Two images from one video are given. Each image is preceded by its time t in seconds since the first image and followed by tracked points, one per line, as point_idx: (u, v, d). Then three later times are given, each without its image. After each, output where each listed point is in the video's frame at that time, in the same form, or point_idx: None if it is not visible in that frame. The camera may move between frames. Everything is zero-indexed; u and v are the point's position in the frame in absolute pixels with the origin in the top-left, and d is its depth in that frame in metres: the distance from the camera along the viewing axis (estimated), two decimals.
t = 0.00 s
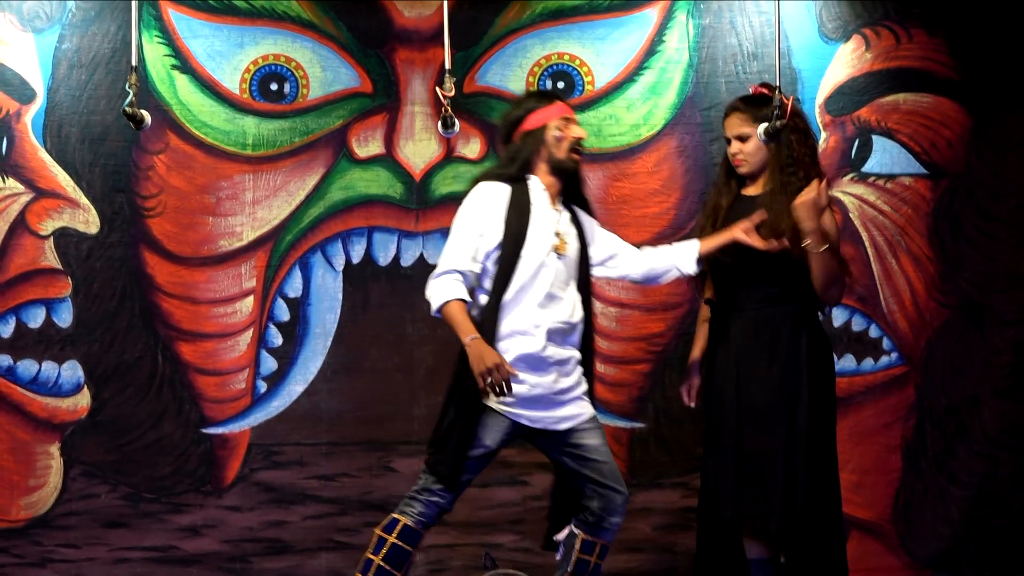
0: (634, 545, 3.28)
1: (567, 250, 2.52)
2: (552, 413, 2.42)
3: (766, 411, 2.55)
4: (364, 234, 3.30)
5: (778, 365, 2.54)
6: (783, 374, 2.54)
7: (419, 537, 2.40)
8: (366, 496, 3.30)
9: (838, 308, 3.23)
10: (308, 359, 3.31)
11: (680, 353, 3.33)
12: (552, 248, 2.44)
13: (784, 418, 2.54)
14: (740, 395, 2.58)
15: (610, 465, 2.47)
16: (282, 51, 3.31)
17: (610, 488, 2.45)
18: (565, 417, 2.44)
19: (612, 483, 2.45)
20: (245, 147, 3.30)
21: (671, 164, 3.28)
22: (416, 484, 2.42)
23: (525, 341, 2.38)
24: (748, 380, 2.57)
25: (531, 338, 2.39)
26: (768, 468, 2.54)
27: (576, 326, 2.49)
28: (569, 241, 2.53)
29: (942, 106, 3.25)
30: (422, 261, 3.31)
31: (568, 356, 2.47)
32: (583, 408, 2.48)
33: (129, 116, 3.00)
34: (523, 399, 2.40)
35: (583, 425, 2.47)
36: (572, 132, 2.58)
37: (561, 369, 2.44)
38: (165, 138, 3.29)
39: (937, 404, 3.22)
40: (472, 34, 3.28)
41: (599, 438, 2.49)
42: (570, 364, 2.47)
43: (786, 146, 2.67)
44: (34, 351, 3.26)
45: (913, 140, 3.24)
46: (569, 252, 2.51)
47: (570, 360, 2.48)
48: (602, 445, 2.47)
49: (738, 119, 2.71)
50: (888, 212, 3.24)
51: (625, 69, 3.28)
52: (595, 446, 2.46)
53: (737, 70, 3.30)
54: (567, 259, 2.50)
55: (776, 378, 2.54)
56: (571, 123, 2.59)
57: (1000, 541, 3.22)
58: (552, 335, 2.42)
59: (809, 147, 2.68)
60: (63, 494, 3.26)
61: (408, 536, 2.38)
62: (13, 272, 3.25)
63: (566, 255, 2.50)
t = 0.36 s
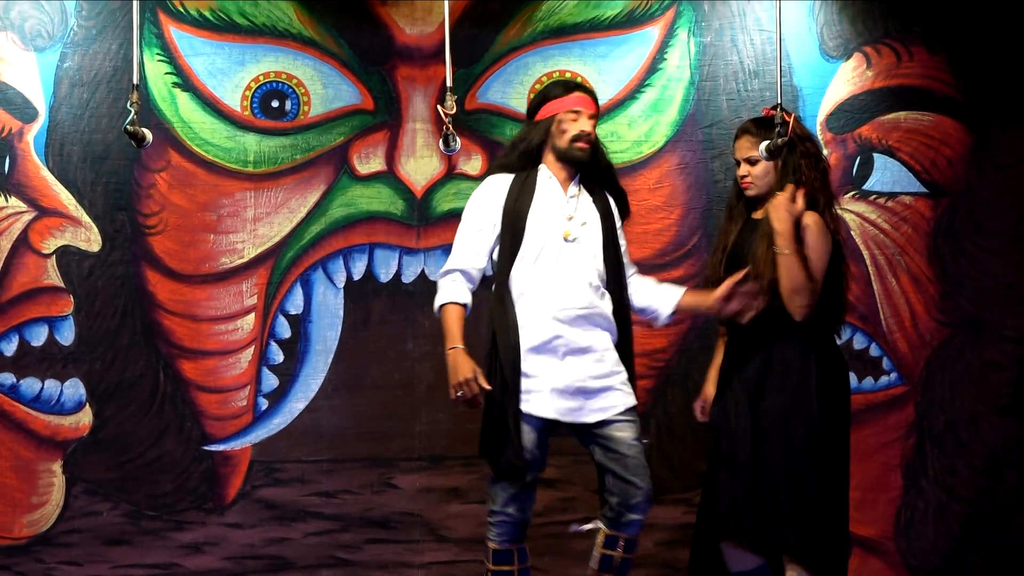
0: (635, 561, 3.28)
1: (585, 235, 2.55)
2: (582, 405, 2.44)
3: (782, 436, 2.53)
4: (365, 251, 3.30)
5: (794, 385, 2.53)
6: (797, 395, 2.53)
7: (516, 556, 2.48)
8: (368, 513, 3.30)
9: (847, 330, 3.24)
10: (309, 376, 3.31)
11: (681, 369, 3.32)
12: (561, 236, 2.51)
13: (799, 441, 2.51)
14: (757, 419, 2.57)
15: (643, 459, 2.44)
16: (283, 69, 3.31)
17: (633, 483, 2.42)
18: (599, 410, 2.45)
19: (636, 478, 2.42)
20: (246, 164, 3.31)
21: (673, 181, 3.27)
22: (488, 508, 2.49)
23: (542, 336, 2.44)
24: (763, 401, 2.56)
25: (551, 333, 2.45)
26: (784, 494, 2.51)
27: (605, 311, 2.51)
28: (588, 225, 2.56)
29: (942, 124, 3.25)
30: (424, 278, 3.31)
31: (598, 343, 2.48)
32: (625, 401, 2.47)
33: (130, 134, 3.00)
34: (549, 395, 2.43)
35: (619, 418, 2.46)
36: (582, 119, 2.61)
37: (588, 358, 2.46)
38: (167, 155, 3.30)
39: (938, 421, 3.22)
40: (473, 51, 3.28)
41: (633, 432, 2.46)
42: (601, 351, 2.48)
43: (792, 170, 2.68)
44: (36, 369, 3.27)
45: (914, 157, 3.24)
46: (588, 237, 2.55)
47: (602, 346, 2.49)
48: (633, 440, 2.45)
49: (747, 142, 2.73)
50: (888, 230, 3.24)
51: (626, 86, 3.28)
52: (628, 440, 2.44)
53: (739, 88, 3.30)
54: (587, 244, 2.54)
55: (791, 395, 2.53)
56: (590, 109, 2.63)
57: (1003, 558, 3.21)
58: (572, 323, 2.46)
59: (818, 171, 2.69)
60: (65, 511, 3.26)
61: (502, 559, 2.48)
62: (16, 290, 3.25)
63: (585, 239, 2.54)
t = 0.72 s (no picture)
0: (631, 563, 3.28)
1: (600, 246, 2.48)
2: (603, 420, 2.40)
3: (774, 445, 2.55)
4: (362, 251, 3.29)
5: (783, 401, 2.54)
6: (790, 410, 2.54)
7: (525, 562, 2.51)
8: (364, 514, 3.29)
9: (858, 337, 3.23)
10: (305, 377, 3.30)
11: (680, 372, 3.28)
12: (562, 252, 2.53)
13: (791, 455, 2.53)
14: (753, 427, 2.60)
15: (686, 475, 2.40)
16: (280, 70, 3.30)
17: (682, 505, 2.41)
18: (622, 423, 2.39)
19: (683, 500, 2.40)
20: (243, 165, 3.30)
21: (670, 183, 3.27)
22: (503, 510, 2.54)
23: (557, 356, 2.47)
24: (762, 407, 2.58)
25: (565, 352, 2.46)
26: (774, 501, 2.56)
27: (628, 324, 2.42)
28: (603, 239, 2.49)
29: (941, 125, 3.24)
30: (420, 279, 3.30)
31: (617, 356, 2.40)
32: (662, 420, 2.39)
33: (127, 137, 3.10)
34: (564, 413, 2.43)
35: (652, 440, 2.40)
36: (564, 156, 2.57)
37: (605, 373, 2.40)
38: (163, 156, 3.30)
39: (936, 422, 3.21)
40: (470, 52, 3.28)
41: (672, 451, 2.40)
42: (624, 363, 2.40)
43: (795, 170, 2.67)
44: (32, 370, 3.27)
45: (912, 159, 3.23)
46: (602, 248, 2.48)
47: (622, 358, 2.40)
48: (674, 463, 2.39)
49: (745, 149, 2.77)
50: (886, 231, 3.24)
51: (624, 88, 3.28)
52: (662, 462, 2.39)
53: (736, 90, 3.30)
54: (601, 256, 2.47)
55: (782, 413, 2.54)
56: (577, 146, 2.54)
57: (1001, 560, 3.20)
58: (583, 341, 2.43)
59: (818, 171, 2.68)
60: (60, 513, 3.26)
61: (510, 563, 2.50)
62: (12, 292, 3.25)
63: (600, 251, 2.48)
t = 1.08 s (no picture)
0: (631, 565, 3.28)
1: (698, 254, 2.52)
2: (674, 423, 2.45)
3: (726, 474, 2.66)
4: (361, 253, 3.28)
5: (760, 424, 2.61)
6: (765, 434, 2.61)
7: (592, 560, 2.48)
8: (362, 516, 3.28)
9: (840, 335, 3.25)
10: (303, 379, 3.29)
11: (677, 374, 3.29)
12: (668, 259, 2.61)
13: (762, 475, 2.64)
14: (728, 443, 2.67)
15: (735, 495, 2.40)
16: (279, 70, 3.29)
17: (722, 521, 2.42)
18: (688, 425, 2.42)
19: (723, 516, 2.41)
20: (241, 166, 3.29)
21: (668, 186, 3.28)
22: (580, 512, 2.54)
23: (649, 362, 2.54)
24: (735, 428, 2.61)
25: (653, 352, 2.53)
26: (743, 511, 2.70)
27: (711, 333, 2.44)
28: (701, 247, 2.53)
29: (936, 130, 3.25)
30: (419, 281, 3.29)
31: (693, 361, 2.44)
32: (712, 428, 2.40)
33: (126, 138, 3.15)
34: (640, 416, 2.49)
35: (711, 449, 2.41)
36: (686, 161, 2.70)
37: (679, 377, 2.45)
38: (161, 157, 3.29)
39: (933, 426, 3.23)
40: (469, 53, 3.28)
41: (726, 465, 2.40)
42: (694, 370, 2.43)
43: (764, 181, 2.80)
44: (28, 371, 3.26)
45: (907, 164, 3.25)
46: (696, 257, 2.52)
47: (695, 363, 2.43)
48: (723, 475, 2.40)
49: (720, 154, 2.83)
50: (882, 237, 3.25)
51: (622, 89, 3.27)
52: (715, 476, 2.40)
53: (735, 91, 3.29)
54: (698, 266, 2.52)
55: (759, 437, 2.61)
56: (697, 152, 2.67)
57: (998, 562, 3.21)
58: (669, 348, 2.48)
59: (796, 185, 2.93)
60: (57, 514, 3.25)
61: (578, 558, 2.49)
62: (9, 292, 3.25)
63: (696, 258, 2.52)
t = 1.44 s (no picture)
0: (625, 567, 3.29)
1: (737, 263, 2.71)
2: (714, 428, 2.59)
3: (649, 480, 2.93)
4: (354, 256, 3.29)
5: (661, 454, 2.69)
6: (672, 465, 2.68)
7: (631, 561, 2.68)
8: (356, 519, 3.29)
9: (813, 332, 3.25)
10: (297, 381, 3.30)
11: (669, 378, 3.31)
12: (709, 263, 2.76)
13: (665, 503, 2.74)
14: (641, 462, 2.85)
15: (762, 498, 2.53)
16: (272, 73, 3.29)
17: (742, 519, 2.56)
18: (725, 426, 2.58)
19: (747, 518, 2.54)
20: (235, 168, 3.29)
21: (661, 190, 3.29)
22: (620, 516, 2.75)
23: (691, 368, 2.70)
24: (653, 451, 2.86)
25: (704, 351, 2.66)
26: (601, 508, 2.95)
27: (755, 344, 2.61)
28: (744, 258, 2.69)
29: (928, 133, 3.26)
30: (413, 284, 3.30)
31: (741, 368, 2.60)
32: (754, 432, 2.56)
33: (118, 140, 3.13)
34: (678, 418, 2.66)
35: (744, 452, 2.55)
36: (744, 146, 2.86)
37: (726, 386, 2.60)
38: (155, 159, 3.29)
39: (924, 429, 3.24)
40: (463, 56, 3.28)
41: (754, 467, 2.54)
42: (740, 375, 2.60)
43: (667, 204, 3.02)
44: (20, 373, 3.26)
45: (899, 167, 3.26)
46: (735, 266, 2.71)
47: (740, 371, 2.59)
48: (750, 476, 2.54)
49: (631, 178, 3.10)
50: (873, 240, 3.26)
51: (615, 94, 3.29)
52: (742, 475, 2.53)
53: (727, 96, 3.30)
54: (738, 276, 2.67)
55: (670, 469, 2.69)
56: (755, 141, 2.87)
57: (988, 565, 3.24)
58: (714, 354, 2.64)
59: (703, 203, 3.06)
60: (50, 517, 3.26)
61: (618, 561, 2.69)
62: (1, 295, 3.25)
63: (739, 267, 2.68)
